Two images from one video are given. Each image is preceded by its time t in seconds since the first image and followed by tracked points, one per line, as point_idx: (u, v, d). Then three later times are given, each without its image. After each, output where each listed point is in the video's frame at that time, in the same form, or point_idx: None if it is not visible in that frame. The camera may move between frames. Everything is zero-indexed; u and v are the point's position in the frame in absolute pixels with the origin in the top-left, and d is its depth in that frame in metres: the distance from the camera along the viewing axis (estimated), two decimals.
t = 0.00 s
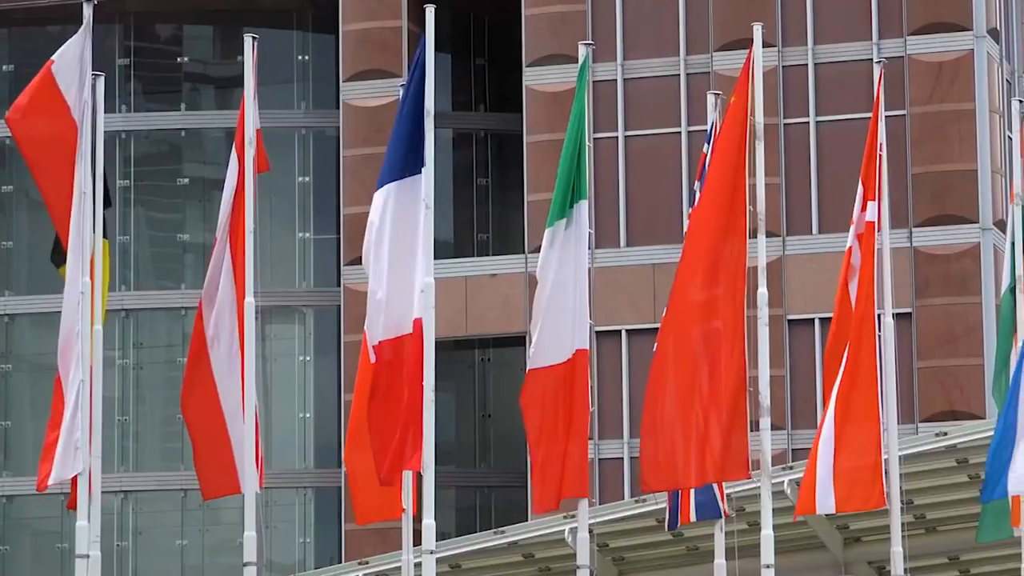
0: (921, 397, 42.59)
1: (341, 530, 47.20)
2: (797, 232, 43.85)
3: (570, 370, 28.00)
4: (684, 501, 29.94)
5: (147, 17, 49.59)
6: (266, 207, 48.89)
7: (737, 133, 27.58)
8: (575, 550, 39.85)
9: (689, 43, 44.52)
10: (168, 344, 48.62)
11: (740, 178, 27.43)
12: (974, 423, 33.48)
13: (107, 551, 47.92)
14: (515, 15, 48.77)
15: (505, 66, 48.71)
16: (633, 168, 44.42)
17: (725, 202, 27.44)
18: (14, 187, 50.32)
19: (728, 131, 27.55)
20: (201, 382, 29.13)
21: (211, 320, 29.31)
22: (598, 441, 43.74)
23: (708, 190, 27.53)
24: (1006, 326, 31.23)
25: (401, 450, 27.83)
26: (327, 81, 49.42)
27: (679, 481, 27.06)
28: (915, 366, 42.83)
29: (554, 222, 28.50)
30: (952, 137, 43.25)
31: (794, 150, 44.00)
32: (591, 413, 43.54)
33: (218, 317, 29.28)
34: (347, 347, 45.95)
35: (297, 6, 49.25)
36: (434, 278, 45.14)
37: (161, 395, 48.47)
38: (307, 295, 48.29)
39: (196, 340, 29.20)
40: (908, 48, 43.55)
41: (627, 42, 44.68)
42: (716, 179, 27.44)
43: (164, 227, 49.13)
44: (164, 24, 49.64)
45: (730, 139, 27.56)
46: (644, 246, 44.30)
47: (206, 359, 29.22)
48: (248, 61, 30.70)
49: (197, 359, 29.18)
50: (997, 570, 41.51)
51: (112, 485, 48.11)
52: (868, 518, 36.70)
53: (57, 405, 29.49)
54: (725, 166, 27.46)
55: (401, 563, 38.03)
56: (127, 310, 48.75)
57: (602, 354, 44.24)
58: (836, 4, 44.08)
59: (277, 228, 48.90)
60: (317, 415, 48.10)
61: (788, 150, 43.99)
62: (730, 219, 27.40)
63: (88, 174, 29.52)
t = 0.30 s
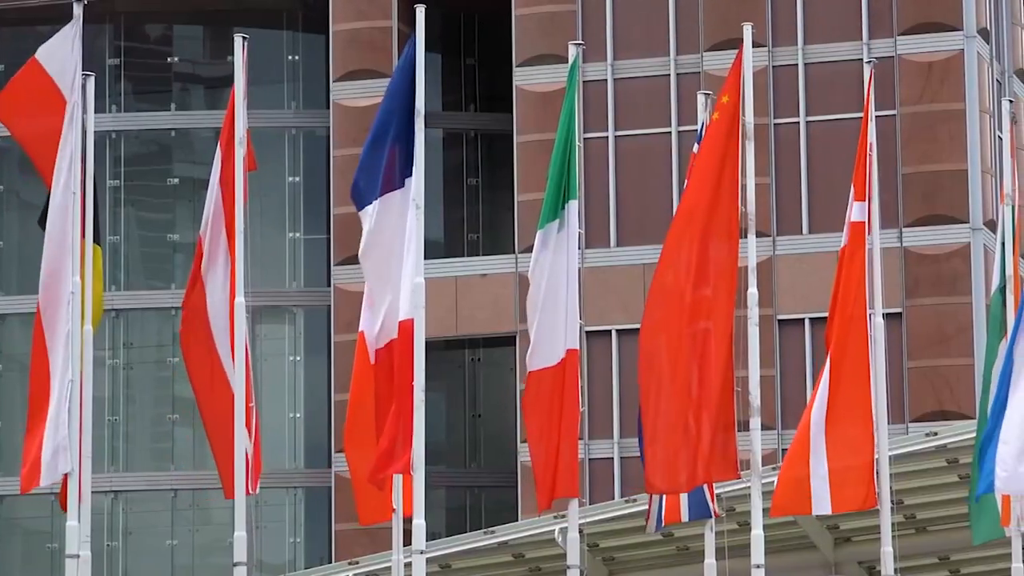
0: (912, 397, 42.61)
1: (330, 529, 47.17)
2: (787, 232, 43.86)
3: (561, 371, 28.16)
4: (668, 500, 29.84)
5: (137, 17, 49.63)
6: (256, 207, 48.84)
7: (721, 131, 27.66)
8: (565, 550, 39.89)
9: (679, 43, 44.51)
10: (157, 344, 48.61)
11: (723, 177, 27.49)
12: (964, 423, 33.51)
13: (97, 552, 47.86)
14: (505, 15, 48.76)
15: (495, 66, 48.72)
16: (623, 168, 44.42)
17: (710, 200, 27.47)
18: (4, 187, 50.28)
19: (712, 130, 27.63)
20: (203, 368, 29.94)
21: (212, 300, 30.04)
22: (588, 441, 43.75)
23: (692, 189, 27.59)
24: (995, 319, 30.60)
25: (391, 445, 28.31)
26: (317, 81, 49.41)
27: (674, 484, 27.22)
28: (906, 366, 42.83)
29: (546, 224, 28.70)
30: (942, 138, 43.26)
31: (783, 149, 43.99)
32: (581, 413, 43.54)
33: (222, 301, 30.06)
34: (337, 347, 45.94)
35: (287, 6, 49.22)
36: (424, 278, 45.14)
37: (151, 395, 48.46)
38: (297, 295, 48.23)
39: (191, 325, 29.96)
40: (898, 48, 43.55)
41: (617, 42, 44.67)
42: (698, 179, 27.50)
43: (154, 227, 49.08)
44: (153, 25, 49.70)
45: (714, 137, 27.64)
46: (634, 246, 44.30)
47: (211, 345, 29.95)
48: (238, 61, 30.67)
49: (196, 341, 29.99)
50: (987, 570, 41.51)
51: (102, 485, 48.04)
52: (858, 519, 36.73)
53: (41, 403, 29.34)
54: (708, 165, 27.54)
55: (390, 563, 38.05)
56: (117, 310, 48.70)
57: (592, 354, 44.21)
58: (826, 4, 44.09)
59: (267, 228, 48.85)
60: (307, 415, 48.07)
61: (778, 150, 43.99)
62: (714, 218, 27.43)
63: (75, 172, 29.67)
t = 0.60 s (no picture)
0: (902, 397, 42.63)
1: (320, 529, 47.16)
2: (777, 232, 43.88)
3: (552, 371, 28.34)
4: (655, 503, 29.37)
5: (127, 17, 49.64)
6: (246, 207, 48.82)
7: (707, 133, 27.72)
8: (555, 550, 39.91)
9: (669, 43, 44.52)
10: (147, 344, 48.60)
11: (708, 177, 27.54)
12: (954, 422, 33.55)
13: (88, 552, 47.84)
14: (495, 15, 48.77)
15: (486, 66, 48.68)
16: (613, 168, 44.45)
17: (699, 201, 27.52)
18: None
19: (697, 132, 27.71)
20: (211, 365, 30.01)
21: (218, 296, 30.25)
22: (578, 441, 43.75)
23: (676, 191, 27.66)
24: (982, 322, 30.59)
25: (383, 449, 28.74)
26: (307, 81, 49.42)
27: (680, 487, 27.53)
28: (895, 366, 42.87)
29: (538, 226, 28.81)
30: (932, 138, 43.31)
31: (773, 149, 44.00)
32: (571, 413, 43.54)
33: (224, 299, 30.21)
34: (327, 348, 45.92)
35: (277, 6, 49.24)
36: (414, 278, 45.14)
37: (141, 395, 48.44)
38: (288, 295, 48.20)
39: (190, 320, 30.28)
40: (888, 48, 43.56)
41: (607, 42, 44.65)
42: (684, 181, 27.55)
43: (144, 227, 49.05)
44: (144, 25, 49.71)
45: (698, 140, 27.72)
46: (624, 246, 44.29)
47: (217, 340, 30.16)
48: (229, 63, 30.76)
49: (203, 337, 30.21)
50: (978, 570, 41.52)
51: (92, 486, 47.99)
52: (848, 518, 36.77)
53: (33, 405, 29.24)
54: (694, 167, 27.61)
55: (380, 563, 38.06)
56: (107, 310, 48.66)
57: (582, 354, 44.21)
58: (816, 4, 44.09)
59: (258, 228, 48.84)
60: (297, 415, 48.05)
61: (768, 151, 44.01)
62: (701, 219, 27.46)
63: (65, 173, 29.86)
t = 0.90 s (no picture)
0: (892, 397, 42.63)
1: (310, 529, 47.14)
2: (767, 232, 43.85)
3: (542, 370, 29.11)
4: (652, 502, 28.14)
5: (117, 17, 49.56)
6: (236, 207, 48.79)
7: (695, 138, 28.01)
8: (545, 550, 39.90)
9: (659, 43, 44.51)
10: (138, 344, 48.55)
11: (700, 176, 27.86)
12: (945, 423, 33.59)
13: (77, 552, 47.81)
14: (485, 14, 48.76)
15: (476, 65, 48.66)
16: (603, 168, 44.42)
17: (688, 206, 27.83)
18: None
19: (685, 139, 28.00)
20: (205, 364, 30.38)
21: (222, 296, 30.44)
22: (568, 441, 43.75)
23: (664, 196, 27.96)
24: (965, 324, 30.46)
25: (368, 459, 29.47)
26: (297, 80, 49.40)
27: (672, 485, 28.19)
28: (885, 366, 42.87)
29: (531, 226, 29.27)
30: (922, 138, 43.31)
31: (763, 149, 43.97)
32: (561, 413, 43.53)
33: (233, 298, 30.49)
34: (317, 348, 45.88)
35: (267, 5, 49.21)
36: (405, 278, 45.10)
37: (131, 395, 48.41)
38: (278, 295, 48.24)
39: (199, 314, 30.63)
40: (878, 48, 43.55)
41: (597, 42, 44.63)
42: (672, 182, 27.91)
43: (135, 227, 49.02)
44: (134, 24, 49.67)
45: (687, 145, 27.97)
46: (614, 246, 44.25)
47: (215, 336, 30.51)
48: (218, 63, 30.75)
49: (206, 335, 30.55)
50: (968, 570, 41.53)
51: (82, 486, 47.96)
52: (838, 519, 36.79)
53: (24, 402, 29.39)
54: (683, 173, 27.94)
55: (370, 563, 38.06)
56: (97, 310, 48.61)
57: (572, 354, 44.19)
58: (806, 4, 44.09)
59: (248, 227, 48.79)
60: (287, 415, 48.02)
61: (758, 151, 44.01)
62: (688, 223, 27.78)
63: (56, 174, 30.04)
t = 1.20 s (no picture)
0: (882, 397, 42.64)
1: (300, 528, 47.13)
2: (757, 232, 43.87)
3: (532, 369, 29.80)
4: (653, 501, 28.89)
5: (108, 17, 49.59)
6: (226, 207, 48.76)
7: (689, 139, 28.48)
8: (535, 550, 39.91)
9: (649, 43, 44.51)
10: (128, 344, 48.50)
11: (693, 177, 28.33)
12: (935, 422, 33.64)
13: (67, 551, 47.76)
14: (475, 14, 48.78)
15: (466, 65, 48.65)
16: (593, 168, 44.42)
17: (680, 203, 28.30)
18: None
19: (677, 139, 28.47)
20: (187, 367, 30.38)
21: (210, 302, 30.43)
22: (559, 441, 43.75)
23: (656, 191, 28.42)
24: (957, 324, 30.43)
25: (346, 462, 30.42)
26: (287, 80, 49.38)
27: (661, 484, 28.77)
28: (875, 366, 42.89)
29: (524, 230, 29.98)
30: (913, 138, 43.29)
31: (753, 149, 43.97)
32: (552, 413, 43.51)
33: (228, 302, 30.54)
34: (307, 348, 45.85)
35: (258, 6, 49.22)
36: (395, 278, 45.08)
37: (121, 395, 48.40)
38: (268, 295, 48.18)
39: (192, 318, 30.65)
40: (868, 48, 43.56)
41: (588, 42, 44.64)
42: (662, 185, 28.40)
43: (125, 227, 49.00)
44: (124, 25, 49.66)
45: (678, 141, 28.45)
46: (603, 246, 44.26)
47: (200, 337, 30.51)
48: (208, 62, 30.78)
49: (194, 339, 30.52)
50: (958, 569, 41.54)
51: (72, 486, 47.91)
52: (828, 519, 36.83)
53: (10, 403, 29.49)
54: (676, 170, 28.42)
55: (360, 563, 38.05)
56: (87, 309, 48.58)
57: (562, 354, 44.20)
58: (796, 4, 44.12)
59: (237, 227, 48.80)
60: (277, 415, 48.00)
61: (748, 150, 44.00)
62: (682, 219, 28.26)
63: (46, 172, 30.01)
